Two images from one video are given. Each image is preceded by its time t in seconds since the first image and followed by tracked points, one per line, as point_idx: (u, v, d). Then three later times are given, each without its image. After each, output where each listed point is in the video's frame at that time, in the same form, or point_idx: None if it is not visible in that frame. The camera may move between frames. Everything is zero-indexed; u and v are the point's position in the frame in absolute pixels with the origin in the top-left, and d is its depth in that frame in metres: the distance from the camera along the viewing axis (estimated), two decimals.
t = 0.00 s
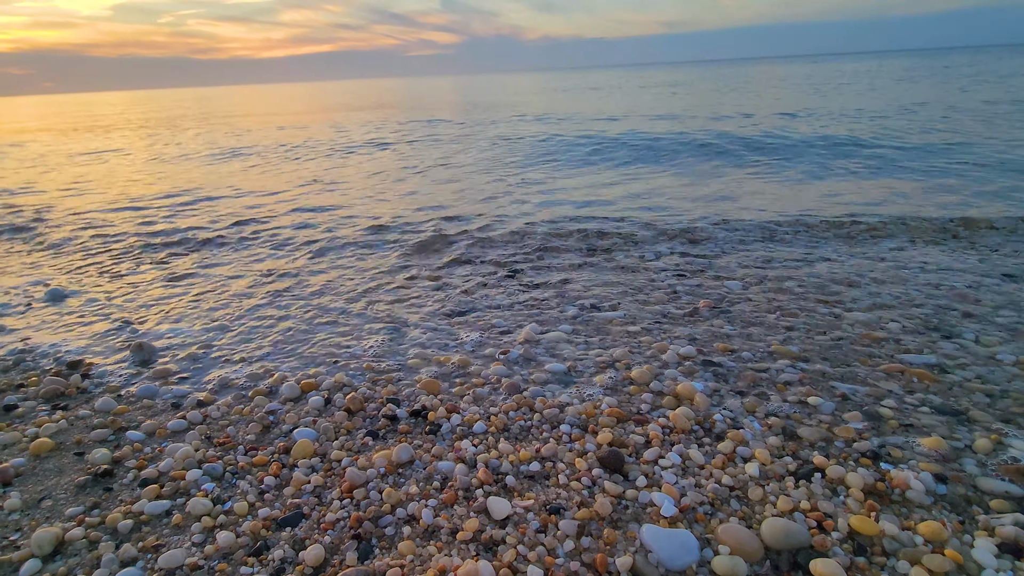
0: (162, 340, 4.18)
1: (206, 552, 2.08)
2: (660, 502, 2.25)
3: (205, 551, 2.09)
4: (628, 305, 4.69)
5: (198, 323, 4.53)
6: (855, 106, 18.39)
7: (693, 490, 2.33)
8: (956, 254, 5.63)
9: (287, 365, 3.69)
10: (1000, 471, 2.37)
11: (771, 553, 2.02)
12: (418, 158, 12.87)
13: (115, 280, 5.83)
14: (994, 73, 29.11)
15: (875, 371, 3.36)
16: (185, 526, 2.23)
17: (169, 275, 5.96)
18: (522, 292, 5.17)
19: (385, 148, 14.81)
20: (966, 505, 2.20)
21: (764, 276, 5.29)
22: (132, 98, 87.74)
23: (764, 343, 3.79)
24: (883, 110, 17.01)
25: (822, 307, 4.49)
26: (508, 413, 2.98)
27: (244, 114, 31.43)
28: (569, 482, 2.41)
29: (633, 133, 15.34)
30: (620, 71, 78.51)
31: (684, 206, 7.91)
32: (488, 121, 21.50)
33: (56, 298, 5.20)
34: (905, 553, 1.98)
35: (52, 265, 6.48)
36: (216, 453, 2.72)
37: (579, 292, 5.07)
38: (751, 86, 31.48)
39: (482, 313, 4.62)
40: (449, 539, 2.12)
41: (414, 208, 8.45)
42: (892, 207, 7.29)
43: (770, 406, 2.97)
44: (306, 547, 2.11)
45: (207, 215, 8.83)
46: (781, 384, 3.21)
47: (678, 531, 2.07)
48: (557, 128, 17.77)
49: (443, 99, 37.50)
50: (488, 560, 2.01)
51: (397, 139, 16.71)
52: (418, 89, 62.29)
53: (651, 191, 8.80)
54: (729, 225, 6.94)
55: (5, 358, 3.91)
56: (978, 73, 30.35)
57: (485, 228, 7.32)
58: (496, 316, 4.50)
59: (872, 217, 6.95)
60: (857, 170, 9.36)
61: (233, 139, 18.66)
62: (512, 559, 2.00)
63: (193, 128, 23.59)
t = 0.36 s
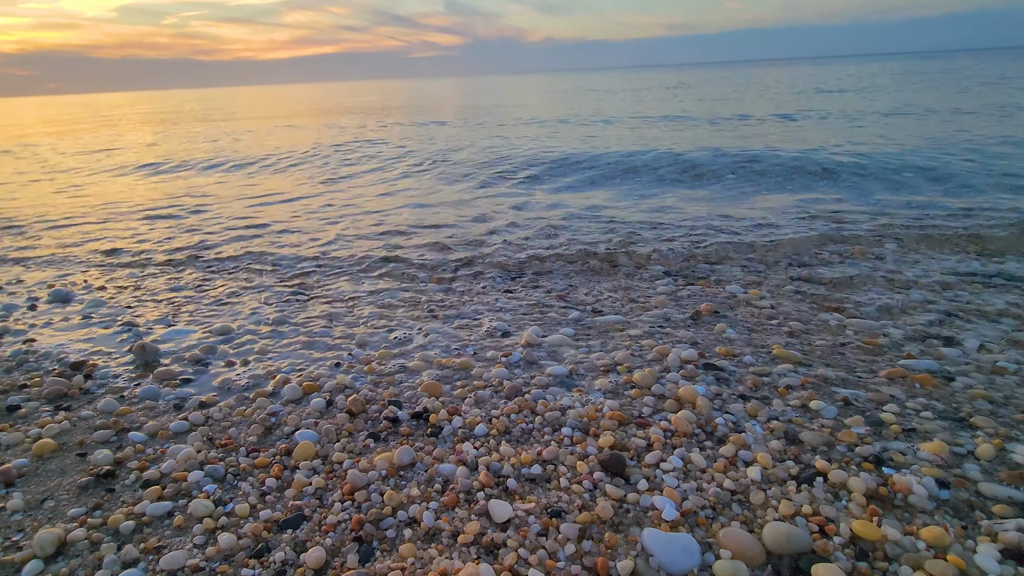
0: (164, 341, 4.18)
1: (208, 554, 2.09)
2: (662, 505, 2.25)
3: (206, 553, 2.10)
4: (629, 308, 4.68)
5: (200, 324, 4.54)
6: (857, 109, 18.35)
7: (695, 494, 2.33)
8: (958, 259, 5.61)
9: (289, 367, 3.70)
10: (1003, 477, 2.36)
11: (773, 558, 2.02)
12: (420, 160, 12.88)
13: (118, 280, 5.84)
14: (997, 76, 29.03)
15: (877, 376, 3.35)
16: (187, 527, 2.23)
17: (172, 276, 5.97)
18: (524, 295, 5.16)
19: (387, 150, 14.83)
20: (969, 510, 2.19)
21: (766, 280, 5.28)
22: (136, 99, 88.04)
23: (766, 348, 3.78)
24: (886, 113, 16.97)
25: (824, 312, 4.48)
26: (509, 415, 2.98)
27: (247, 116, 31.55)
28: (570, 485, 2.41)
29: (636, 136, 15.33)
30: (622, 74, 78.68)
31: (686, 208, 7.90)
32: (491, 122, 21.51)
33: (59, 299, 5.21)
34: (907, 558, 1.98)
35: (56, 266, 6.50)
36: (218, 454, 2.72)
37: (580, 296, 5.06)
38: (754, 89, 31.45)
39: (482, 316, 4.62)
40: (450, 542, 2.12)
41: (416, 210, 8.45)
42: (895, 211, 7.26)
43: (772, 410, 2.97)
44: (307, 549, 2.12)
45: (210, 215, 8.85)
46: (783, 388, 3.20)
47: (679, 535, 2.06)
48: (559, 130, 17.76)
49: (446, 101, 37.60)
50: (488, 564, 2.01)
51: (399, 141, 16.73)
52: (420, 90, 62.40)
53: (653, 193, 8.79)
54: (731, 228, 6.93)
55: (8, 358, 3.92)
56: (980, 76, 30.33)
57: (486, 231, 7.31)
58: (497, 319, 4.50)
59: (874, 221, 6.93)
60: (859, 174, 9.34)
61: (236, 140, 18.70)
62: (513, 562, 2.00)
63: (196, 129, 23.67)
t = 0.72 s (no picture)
0: (166, 342, 4.19)
1: (209, 557, 2.09)
2: (663, 509, 2.24)
3: (207, 556, 2.10)
4: (630, 311, 4.67)
5: (201, 326, 4.54)
6: (859, 112, 18.35)
7: (697, 498, 2.32)
8: (961, 262, 5.60)
9: (290, 369, 3.70)
10: (1005, 481, 2.35)
11: (774, 563, 2.01)
12: (422, 161, 12.88)
13: (121, 281, 5.85)
14: (999, 79, 29.02)
15: (879, 380, 3.33)
16: (188, 530, 2.23)
17: (174, 277, 5.97)
18: (525, 297, 5.14)
19: (389, 151, 14.84)
20: (971, 515, 2.18)
21: (768, 283, 5.26)
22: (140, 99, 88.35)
23: (768, 351, 3.77)
24: (890, 115, 16.95)
25: (825, 315, 4.47)
26: (510, 418, 2.98)
27: (250, 116, 31.60)
28: (572, 489, 2.40)
29: (638, 137, 15.32)
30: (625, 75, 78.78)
31: (687, 211, 7.89)
32: (493, 123, 21.51)
33: (61, 300, 5.22)
34: (909, 563, 1.97)
35: (58, 266, 6.51)
36: (219, 456, 2.72)
37: (582, 298, 5.05)
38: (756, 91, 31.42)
39: (484, 318, 4.61)
40: (451, 545, 2.12)
41: (418, 212, 8.45)
42: (897, 215, 7.24)
43: (773, 414, 2.96)
44: (308, 552, 2.12)
45: (212, 216, 8.85)
46: (785, 391, 3.20)
47: (681, 539, 2.06)
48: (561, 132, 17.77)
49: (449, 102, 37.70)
50: (489, 567, 2.01)
51: (401, 142, 16.73)
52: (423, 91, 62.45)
53: (655, 196, 8.78)
54: (732, 231, 6.93)
55: (9, 359, 3.92)
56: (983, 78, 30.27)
57: (488, 233, 7.31)
58: (499, 322, 4.49)
59: (876, 224, 6.92)
60: (861, 176, 9.33)
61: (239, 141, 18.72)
62: (514, 566, 2.00)
63: (199, 129, 23.73)
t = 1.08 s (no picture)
0: (165, 342, 4.19)
1: (208, 557, 2.09)
2: (662, 509, 2.24)
3: (206, 556, 2.10)
4: (630, 312, 4.68)
5: (201, 327, 4.54)
6: (859, 114, 18.36)
7: (696, 499, 2.33)
8: (960, 264, 5.60)
9: (289, 370, 3.69)
10: (1004, 482, 2.35)
11: (774, 563, 2.01)
12: (423, 162, 12.90)
13: (122, 281, 5.86)
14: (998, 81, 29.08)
15: (878, 382, 3.33)
16: (187, 530, 2.23)
17: (173, 278, 5.97)
18: (525, 298, 5.15)
19: (390, 151, 14.84)
20: (970, 516, 2.18)
21: (768, 285, 5.27)
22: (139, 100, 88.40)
23: (767, 352, 3.77)
24: (890, 117, 16.96)
25: (825, 317, 4.47)
26: (510, 419, 2.97)
27: (250, 117, 31.63)
28: (571, 489, 2.40)
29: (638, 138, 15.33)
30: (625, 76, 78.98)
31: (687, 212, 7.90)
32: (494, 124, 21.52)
33: (61, 300, 5.22)
34: (908, 564, 1.97)
35: (58, 266, 6.51)
36: (219, 456, 2.72)
37: (581, 299, 5.05)
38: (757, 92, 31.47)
39: (483, 319, 4.60)
40: (450, 545, 2.12)
41: (418, 212, 8.45)
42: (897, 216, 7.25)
43: (772, 415, 2.96)
44: (307, 552, 2.12)
45: (212, 216, 8.85)
46: (784, 392, 3.20)
47: (681, 539, 2.06)
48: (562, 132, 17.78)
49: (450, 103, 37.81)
50: (489, 567, 2.01)
51: (401, 143, 16.75)
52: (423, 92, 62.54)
53: (655, 197, 8.79)
54: (732, 232, 6.93)
55: (9, 359, 3.92)
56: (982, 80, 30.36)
57: (487, 233, 7.31)
58: (498, 322, 4.49)
59: (876, 225, 6.92)
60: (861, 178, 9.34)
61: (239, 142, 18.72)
62: (513, 566, 2.00)
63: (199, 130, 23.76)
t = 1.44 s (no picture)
0: (166, 344, 4.19)
1: (209, 560, 2.09)
2: (664, 512, 2.25)
3: (207, 559, 2.09)
4: (630, 315, 4.68)
5: (202, 329, 4.54)
6: (859, 116, 18.39)
7: (697, 502, 2.33)
8: (961, 265, 5.60)
9: (290, 372, 3.69)
10: (1005, 485, 2.35)
11: (775, 566, 2.01)
12: (424, 163, 12.90)
13: (123, 283, 5.86)
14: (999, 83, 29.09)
15: (879, 384, 3.33)
16: (189, 533, 2.23)
17: (175, 279, 5.98)
18: (526, 300, 5.15)
19: (391, 153, 14.86)
20: (972, 519, 2.18)
21: (768, 287, 5.27)
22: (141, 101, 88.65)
23: (768, 355, 3.77)
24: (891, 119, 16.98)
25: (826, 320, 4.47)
26: (511, 421, 2.98)
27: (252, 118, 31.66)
28: (572, 492, 2.40)
29: (639, 141, 15.35)
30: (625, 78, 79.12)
31: (688, 214, 7.91)
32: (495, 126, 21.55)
33: (63, 302, 5.23)
34: (910, 567, 1.97)
35: (60, 268, 6.52)
36: (220, 458, 2.72)
37: (582, 302, 5.06)
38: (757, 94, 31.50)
39: (484, 321, 4.61)
40: (452, 548, 2.12)
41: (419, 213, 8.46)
42: (898, 218, 7.24)
43: (774, 417, 2.97)
44: (308, 555, 2.11)
45: (214, 217, 8.86)
46: (785, 395, 3.20)
47: (682, 542, 2.06)
48: (562, 134, 17.80)
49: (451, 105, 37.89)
50: (491, 570, 2.01)
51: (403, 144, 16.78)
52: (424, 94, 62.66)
53: (655, 199, 8.80)
54: (732, 233, 6.94)
55: (10, 361, 3.93)
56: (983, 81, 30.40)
57: (488, 235, 7.31)
58: (499, 325, 4.49)
59: (876, 227, 6.93)
60: (861, 180, 9.35)
61: (240, 143, 18.74)
62: (515, 569, 2.00)
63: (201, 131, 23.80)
